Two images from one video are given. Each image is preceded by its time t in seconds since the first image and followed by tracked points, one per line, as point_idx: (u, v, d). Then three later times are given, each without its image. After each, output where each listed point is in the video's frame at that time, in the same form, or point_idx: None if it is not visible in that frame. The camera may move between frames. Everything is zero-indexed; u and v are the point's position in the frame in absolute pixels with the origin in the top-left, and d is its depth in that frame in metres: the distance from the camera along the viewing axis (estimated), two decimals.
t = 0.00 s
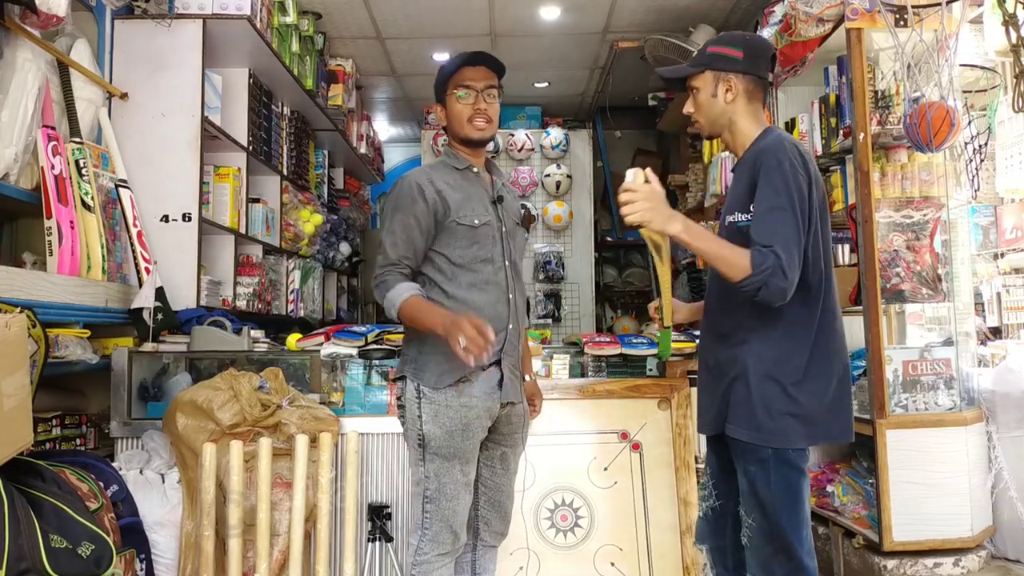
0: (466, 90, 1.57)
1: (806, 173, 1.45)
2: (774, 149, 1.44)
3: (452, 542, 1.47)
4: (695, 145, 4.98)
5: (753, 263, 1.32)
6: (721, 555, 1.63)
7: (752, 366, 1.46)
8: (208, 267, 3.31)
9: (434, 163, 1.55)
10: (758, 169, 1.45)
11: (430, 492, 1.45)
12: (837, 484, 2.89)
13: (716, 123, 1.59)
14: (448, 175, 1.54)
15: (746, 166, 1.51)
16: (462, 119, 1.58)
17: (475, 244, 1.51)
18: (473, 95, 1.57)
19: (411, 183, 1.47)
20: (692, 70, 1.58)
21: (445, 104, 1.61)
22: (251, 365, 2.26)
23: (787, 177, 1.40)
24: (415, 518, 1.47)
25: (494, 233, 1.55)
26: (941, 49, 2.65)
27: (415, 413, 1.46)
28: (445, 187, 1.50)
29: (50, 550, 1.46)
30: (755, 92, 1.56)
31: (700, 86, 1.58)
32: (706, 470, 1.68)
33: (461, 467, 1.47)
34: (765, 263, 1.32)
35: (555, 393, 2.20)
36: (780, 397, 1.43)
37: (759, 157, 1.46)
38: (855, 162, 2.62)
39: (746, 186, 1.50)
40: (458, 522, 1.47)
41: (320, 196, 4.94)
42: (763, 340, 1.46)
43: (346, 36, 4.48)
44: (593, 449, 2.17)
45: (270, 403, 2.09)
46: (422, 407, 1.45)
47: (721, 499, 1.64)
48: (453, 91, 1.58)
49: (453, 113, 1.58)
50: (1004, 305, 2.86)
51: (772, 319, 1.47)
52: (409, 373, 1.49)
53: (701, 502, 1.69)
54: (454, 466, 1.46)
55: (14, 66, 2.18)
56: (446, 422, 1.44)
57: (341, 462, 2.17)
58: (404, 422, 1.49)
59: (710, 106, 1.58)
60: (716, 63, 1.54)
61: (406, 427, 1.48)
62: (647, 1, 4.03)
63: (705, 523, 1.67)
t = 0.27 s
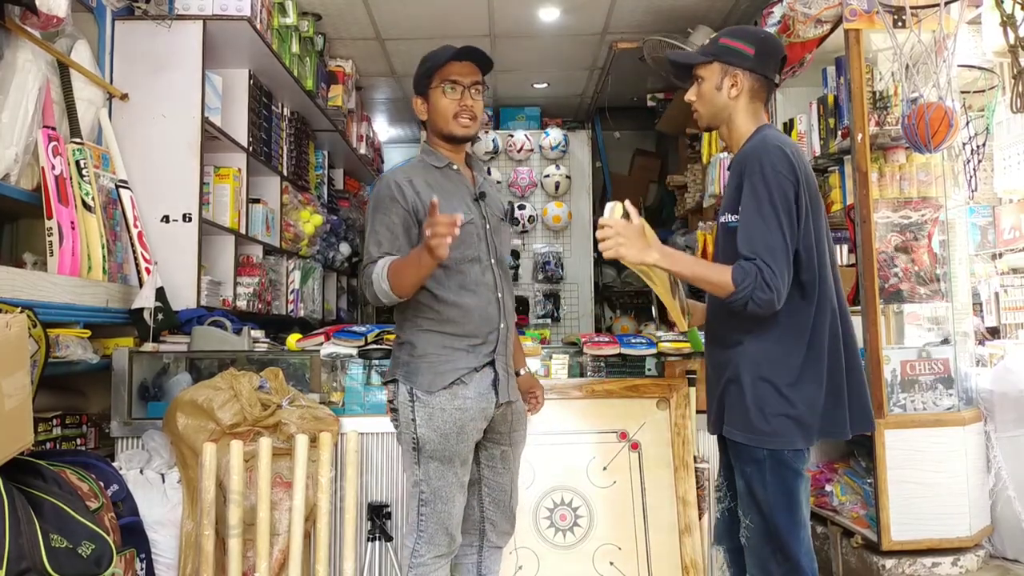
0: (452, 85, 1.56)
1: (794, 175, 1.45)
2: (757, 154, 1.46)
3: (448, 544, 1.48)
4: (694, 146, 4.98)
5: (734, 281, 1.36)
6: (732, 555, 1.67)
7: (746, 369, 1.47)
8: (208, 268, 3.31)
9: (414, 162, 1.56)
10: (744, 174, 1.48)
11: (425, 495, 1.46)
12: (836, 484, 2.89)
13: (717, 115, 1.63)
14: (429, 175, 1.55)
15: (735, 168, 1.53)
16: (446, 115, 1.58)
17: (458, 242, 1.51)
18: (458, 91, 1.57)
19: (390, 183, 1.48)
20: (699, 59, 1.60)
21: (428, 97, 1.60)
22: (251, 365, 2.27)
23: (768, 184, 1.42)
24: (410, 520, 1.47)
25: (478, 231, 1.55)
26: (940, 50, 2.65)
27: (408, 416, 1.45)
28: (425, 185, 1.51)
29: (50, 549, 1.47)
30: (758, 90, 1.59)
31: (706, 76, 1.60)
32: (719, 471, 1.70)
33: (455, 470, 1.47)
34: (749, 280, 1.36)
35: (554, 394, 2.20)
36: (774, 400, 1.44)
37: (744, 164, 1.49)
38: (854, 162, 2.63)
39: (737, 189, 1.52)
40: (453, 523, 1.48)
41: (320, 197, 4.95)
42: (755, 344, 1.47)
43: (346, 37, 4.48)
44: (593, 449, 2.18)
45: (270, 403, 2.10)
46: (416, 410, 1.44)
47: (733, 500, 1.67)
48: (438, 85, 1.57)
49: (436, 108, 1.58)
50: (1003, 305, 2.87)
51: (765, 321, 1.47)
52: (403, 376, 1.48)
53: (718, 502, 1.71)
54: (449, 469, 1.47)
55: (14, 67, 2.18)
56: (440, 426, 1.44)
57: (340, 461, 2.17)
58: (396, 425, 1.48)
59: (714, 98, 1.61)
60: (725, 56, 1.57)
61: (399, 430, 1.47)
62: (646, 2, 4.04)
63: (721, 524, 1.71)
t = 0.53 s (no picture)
0: (447, 83, 1.56)
1: (791, 174, 1.47)
2: (752, 157, 1.47)
3: (445, 544, 1.49)
4: (694, 147, 4.98)
5: (760, 287, 1.37)
6: (729, 556, 1.69)
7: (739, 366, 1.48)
8: (208, 268, 3.32)
9: (401, 161, 1.56)
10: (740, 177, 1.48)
11: (424, 496, 1.46)
12: (836, 484, 2.90)
13: (709, 118, 1.63)
14: (417, 175, 1.55)
15: (730, 171, 1.54)
16: (439, 113, 1.57)
17: (448, 241, 1.51)
18: (453, 89, 1.56)
19: (379, 181, 1.48)
20: (702, 59, 1.60)
21: (422, 93, 1.59)
22: (251, 365, 2.27)
23: (770, 187, 1.43)
24: (408, 521, 1.47)
25: (468, 230, 1.55)
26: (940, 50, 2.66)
27: (405, 418, 1.44)
28: (413, 184, 1.51)
29: (51, 549, 1.47)
30: (754, 98, 1.61)
31: (705, 76, 1.61)
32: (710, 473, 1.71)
33: (454, 471, 1.48)
34: (774, 285, 1.37)
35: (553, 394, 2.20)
36: (767, 397, 1.44)
37: (739, 167, 1.50)
38: (853, 162, 2.63)
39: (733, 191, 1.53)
40: (451, 523, 1.49)
41: (320, 197, 4.95)
42: (749, 342, 1.48)
43: (346, 37, 4.48)
44: (592, 448, 2.18)
45: (271, 402, 2.10)
46: (413, 413, 1.44)
47: (724, 501, 1.67)
48: (433, 82, 1.56)
49: (429, 106, 1.57)
50: (1002, 305, 2.87)
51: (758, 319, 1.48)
52: (398, 378, 1.47)
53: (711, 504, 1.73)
54: (447, 470, 1.47)
55: (15, 67, 2.19)
56: (438, 428, 1.44)
57: (341, 461, 2.18)
58: (393, 427, 1.49)
59: (709, 100, 1.61)
60: (726, 60, 1.58)
61: (396, 432, 1.47)
62: (646, 2, 4.04)
63: (715, 525, 1.72)
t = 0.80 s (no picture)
0: (451, 81, 1.57)
1: (787, 178, 1.52)
2: (753, 160, 1.51)
3: (443, 544, 1.50)
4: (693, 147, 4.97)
5: (779, 281, 1.39)
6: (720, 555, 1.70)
7: (729, 364, 1.50)
8: (208, 268, 3.32)
9: (396, 161, 1.56)
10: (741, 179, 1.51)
11: (420, 497, 1.47)
12: (836, 484, 2.90)
13: (703, 125, 1.66)
14: (415, 175, 1.54)
15: (726, 175, 1.58)
16: (442, 110, 1.58)
17: (446, 244, 1.53)
18: (455, 86, 1.58)
19: (376, 183, 1.46)
20: (700, 68, 1.62)
21: (422, 91, 1.59)
22: (251, 365, 2.27)
23: (774, 187, 1.47)
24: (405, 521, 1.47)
25: (465, 230, 1.57)
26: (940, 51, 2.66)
27: (401, 419, 1.45)
28: (411, 186, 1.50)
29: (51, 549, 1.47)
30: (747, 109, 1.65)
31: (702, 84, 1.63)
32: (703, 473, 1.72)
33: (450, 473, 1.48)
34: (789, 282, 1.40)
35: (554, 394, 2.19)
36: (754, 394, 1.47)
37: (739, 170, 1.53)
38: (853, 163, 2.64)
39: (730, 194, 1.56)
40: (448, 523, 1.50)
41: (321, 197, 4.95)
42: (739, 340, 1.50)
43: (346, 37, 4.48)
44: (591, 449, 2.18)
45: (271, 402, 2.11)
46: (409, 414, 1.44)
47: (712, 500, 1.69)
48: (436, 80, 1.56)
49: (432, 103, 1.58)
50: (1001, 306, 2.83)
51: (748, 318, 1.51)
52: (394, 380, 1.47)
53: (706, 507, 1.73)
54: (443, 471, 1.47)
55: (15, 67, 2.19)
56: (434, 429, 1.44)
57: (341, 461, 2.18)
58: (389, 427, 1.49)
59: (705, 107, 1.64)
60: (724, 70, 1.61)
61: (393, 432, 1.47)
62: (646, 2, 4.04)
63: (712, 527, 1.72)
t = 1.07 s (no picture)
0: (470, 85, 1.55)
1: (788, 189, 1.57)
2: (758, 169, 1.55)
3: (447, 544, 1.48)
4: (694, 147, 4.96)
5: (779, 291, 1.44)
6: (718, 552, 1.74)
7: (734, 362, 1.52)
8: (208, 268, 3.31)
9: (404, 163, 1.56)
10: (745, 187, 1.55)
11: (425, 496, 1.46)
12: (836, 484, 2.90)
13: (704, 133, 1.70)
14: (422, 176, 1.53)
15: (729, 181, 1.61)
16: (462, 113, 1.55)
17: (453, 242, 1.52)
18: (473, 91, 1.56)
19: (383, 185, 1.47)
20: (702, 79, 1.67)
21: (440, 93, 1.55)
22: (251, 365, 2.26)
23: (777, 198, 1.51)
24: (411, 520, 1.46)
25: (473, 229, 1.56)
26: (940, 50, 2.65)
27: (409, 418, 1.44)
28: (417, 186, 1.50)
29: (50, 549, 1.47)
30: (747, 119, 1.70)
31: (704, 94, 1.67)
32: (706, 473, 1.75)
33: (457, 473, 1.47)
34: (787, 293, 1.45)
35: (554, 393, 2.19)
36: (758, 393, 1.49)
37: (743, 178, 1.56)
38: (853, 162, 2.63)
39: (732, 201, 1.59)
40: (453, 524, 1.47)
41: (320, 197, 4.95)
42: (745, 339, 1.53)
43: (346, 37, 4.48)
44: (592, 449, 2.18)
45: (271, 403, 2.10)
46: (417, 413, 1.44)
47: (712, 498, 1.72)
48: (456, 83, 1.54)
49: (451, 107, 1.55)
50: (1002, 305, 2.83)
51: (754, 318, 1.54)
52: (402, 379, 1.47)
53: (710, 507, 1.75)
54: (450, 471, 1.46)
55: (14, 67, 2.19)
56: (442, 428, 1.44)
57: (341, 461, 2.18)
58: (397, 426, 1.48)
59: (707, 116, 1.68)
60: (726, 81, 1.65)
61: (400, 431, 1.47)
62: (646, 2, 4.04)
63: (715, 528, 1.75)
